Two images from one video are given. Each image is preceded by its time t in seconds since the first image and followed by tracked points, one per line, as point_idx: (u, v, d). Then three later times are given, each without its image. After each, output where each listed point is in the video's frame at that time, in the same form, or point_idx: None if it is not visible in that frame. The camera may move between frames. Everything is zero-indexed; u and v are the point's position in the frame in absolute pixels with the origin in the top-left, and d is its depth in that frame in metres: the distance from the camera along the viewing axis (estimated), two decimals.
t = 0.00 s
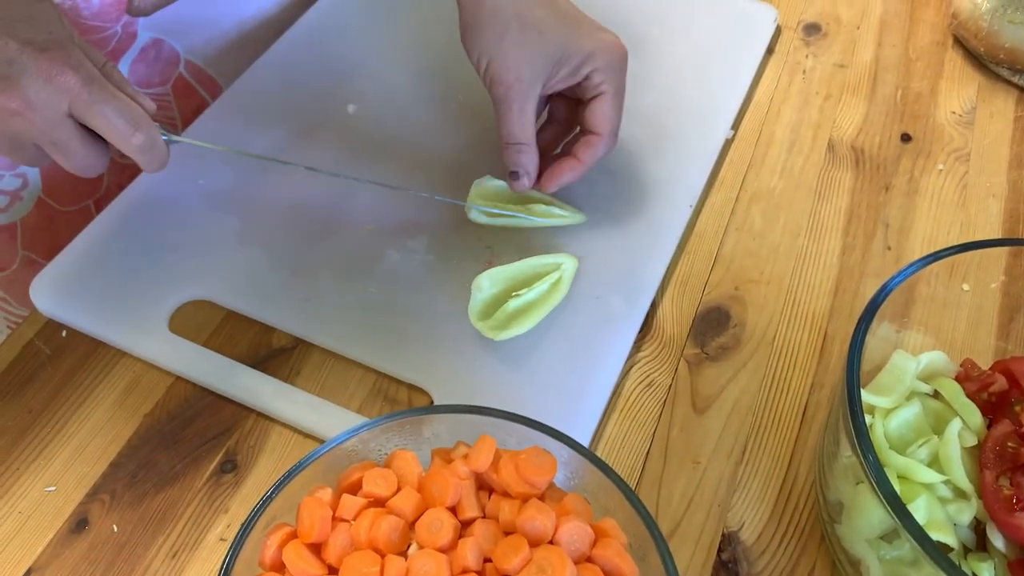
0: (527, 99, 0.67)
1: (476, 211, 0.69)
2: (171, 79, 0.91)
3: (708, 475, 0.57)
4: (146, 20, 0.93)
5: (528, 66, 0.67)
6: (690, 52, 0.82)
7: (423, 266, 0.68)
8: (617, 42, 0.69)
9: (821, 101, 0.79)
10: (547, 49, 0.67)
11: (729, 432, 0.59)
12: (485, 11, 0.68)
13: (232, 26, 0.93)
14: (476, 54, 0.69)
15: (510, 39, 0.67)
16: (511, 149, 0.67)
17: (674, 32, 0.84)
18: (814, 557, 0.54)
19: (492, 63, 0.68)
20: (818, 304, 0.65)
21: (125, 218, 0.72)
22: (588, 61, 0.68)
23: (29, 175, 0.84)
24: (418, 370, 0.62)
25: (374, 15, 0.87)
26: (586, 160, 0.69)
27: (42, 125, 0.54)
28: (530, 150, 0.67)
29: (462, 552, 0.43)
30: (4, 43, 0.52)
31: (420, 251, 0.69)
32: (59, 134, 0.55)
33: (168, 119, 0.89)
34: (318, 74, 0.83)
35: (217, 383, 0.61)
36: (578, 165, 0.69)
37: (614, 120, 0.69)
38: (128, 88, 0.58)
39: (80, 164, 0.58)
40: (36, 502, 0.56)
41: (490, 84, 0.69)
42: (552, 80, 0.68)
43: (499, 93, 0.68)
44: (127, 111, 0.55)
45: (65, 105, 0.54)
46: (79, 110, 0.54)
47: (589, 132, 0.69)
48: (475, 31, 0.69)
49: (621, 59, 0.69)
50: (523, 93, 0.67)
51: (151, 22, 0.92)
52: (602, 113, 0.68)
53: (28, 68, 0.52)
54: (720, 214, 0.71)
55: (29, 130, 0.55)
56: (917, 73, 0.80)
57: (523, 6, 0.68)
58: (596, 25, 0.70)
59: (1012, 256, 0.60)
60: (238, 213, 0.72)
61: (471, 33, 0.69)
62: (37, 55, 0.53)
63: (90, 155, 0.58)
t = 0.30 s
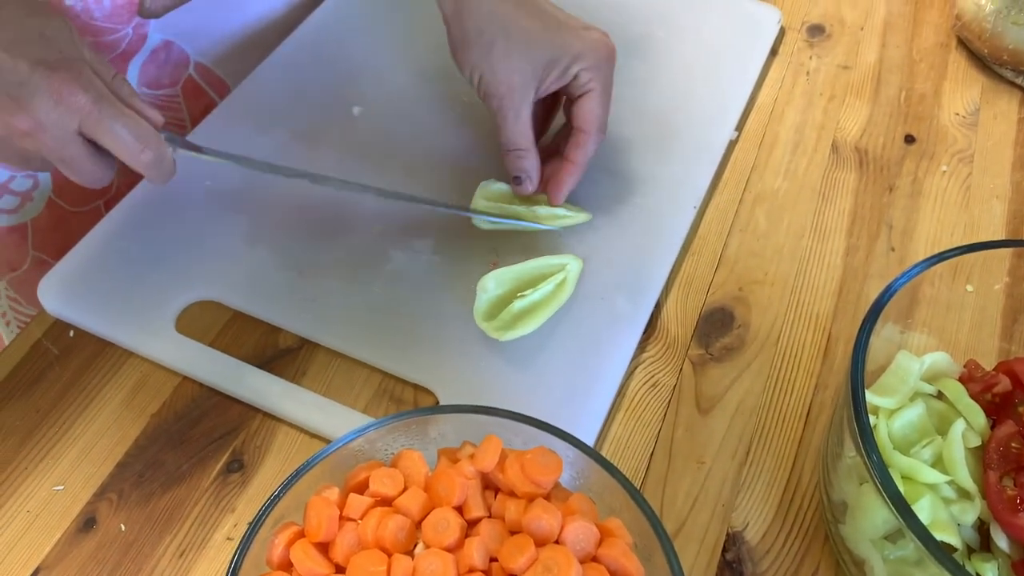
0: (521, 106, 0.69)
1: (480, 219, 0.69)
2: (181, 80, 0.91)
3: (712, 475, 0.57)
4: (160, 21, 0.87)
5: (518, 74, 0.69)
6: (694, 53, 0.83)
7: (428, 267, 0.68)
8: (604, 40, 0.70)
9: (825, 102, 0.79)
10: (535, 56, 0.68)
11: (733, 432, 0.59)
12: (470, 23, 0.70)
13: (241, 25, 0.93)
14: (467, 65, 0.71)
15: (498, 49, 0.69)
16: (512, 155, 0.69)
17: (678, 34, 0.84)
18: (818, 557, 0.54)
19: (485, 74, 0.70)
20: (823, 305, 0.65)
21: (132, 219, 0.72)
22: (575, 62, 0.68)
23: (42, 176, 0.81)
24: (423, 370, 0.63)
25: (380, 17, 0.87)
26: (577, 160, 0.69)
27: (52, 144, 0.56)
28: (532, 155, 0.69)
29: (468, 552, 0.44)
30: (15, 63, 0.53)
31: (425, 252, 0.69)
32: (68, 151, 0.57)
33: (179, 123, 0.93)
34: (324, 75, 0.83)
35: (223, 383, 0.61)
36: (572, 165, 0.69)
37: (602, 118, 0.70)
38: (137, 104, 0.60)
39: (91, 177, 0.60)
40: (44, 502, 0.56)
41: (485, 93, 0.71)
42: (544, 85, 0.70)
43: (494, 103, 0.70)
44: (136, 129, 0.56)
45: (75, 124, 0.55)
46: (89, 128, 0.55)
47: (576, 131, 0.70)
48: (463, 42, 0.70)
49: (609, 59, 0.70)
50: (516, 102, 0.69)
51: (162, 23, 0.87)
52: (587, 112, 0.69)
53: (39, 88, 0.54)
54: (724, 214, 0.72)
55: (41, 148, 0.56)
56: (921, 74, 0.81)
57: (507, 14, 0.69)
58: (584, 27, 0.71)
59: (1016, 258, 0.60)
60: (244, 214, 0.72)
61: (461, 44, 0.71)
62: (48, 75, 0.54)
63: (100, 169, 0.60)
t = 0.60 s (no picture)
0: (519, 109, 0.70)
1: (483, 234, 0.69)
2: (190, 82, 0.92)
3: (715, 477, 0.57)
4: (168, 25, 0.87)
5: (511, 78, 0.70)
6: (696, 56, 0.83)
7: (432, 270, 0.69)
8: (590, 38, 0.72)
9: (828, 104, 0.79)
10: (525, 58, 0.70)
11: (736, 434, 0.59)
12: (460, 37, 0.73)
13: (247, 27, 0.93)
14: (462, 79, 0.73)
15: (489, 58, 0.71)
16: (515, 158, 0.69)
17: (681, 36, 0.85)
18: (821, 559, 0.54)
19: (479, 85, 0.72)
20: (825, 307, 0.65)
21: (137, 223, 0.72)
22: (563, 58, 0.70)
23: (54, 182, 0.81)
24: (427, 373, 0.63)
25: (383, 20, 0.88)
26: (576, 155, 0.70)
27: (64, 205, 0.63)
28: (536, 154, 0.69)
29: (472, 554, 0.44)
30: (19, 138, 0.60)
31: (429, 256, 0.70)
32: (81, 206, 0.64)
33: (188, 124, 0.93)
34: (328, 78, 0.83)
35: (228, 386, 0.61)
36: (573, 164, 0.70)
37: (596, 111, 0.71)
38: (141, 148, 0.65)
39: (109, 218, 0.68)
40: (50, 505, 0.56)
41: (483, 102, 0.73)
42: (537, 86, 0.71)
43: (493, 111, 0.71)
44: (138, 180, 0.62)
45: (81, 186, 0.62)
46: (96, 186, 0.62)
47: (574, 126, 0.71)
48: (455, 55, 0.73)
49: (596, 56, 0.72)
50: (513, 105, 0.70)
51: (171, 27, 0.87)
52: (580, 105, 0.70)
53: (43, 160, 0.61)
54: (726, 217, 0.72)
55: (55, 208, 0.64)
56: (923, 76, 0.81)
57: (492, 25, 0.72)
58: (568, 27, 0.73)
59: (1019, 260, 0.60)
60: (248, 218, 0.73)
61: (454, 58, 0.74)
62: (50, 145, 0.61)
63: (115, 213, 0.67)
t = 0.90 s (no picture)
0: (520, 111, 0.70)
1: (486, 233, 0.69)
2: (202, 84, 0.92)
3: (719, 476, 0.57)
4: (184, 28, 0.88)
5: (513, 80, 0.70)
6: (700, 56, 0.83)
7: (436, 271, 0.69)
8: (591, 41, 0.73)
9: (832, 103, 0.79)
10: (526, 61, 0.71)
11: (740, 434, 0.59)
12: (462, 40, 0.73)
13: (258, 27, 0.93)
14: (464, 81, 0.74)
15: (490, 61, 0.71)
16: (518, 160, 0.69)
17: (685, 36, 0.85)
18: (825, 558, 0.54)
19: (482, 87, 0.72)
20: (829, 306, 0.65)
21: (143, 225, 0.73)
22: (564, 59, 0.70)
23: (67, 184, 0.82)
24: (432, 373, 0.63)
25: (387, 23, 0.88)
26: (582, 155, 0.69)
27: (68, 240, 0.65)
28: (537, 156, 0.69)
29: (476, 553, 0.44)
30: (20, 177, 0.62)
31: (433, 257, 0.70)
32: (82, 241, 0.66)
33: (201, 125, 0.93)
34: (333, 80, 0.84)
35: (234, 386, 0.62)
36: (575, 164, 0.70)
37: (600, 110, 0.70)
38: (138, 180, 0.67)
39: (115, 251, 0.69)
40: (59, 504, 0.57)
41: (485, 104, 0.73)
42: (538, 88, 0.71)
43: (494, 114, 0.72)
44: (137, 213, 0.65)
45: (83, 222, 0.64)
46: (98, 221, 0.64)
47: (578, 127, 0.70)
48: (457, 60, 0.74)
49: (597, 56, 0.72)
50: (515, 106, 0.70)
51: (186, 31, 0.88)
52: (584, 105, 0.69)
53: (44, 199, 0.63)
54: (730, 217, 0.72)
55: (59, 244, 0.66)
56: (927, 75, 0.81)
57: (494, 29, 0.72)
58: (569, 30, 0.73)
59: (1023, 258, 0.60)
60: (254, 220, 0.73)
61: (456, 62, 0.74)
62: (50, 184, 0.63)
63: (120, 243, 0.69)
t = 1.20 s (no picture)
0: (531, 113, 0.70)
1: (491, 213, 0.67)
2: (208, 86, 0.91)
3: (722, 475, 0.57)
4: (191, 30, 0.91)
5: (524, 81, 0.71)
6: (704, 56, 0.83)
7: (440, 271, 0.69)
8: (603, 46, 0.73)
9: (835, 103, 0.79)
10: (537, 63, 0.71)
11: (743, 432, 0.59)
12: (475, 40, 0.74)
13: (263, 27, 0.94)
14: (476, 81, 0.74)
15: (502, 61, 0.72)
16: (526, 162, 0.69)
17: (688, 36, 0.85)
18: (828, 556, 0.54)
19: (492, 87, 0.72)
20: (832, 304, 0.66)
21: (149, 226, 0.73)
22: (575, 63, 0.71)
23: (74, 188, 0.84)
24: (436, 372, 0.64)
25: (392, 24, 0.88)
26: (577, 162, 0.69)
27: (80, 228, 0.62)
28: (545, 159, 0.69)
29: (480, 550, 0.44)
30: (36, 157, 0.60)
31: (437, 256, 0.70)
32: (95, 231, 0.62)
33: (207, 126, 0.91)
34: (337, 81, 0.84)
35: (239, 385, 0.62)
36: (570, 170, 0.69)
37: (600, 118, 0.69)
38: (150, 171, 0.65)
39: (127, 252, 0.67)
40: (65, 502, 0.57)
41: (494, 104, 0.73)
42: (548, 91, 0.71)
43: (503, 114, 0.72)
44: (153, 197, 0.62)
45: (98, 205, 0.61)
46: (112, 204, 0.61)
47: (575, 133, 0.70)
48: (469, 59, 0.74)
49: (607, 60, 0.72)
50: (525, 107, 0.70)
51: (193, 32, 0.91)
52: (587, 112, 0.69)
53: (59, 178, 0.60)
54: (734, 216, 0.72)
55: (72, 234, 0.63)
56: (930, 75, 0.81)
57: (506, 30, 0.73)
58: (582, 34, 0.74)
59: None
60: (259, 220, 0.74)
61: (467, 62, 0.75)
62: (66, 165, 0.60)
63: (130, 241, 0.66)
